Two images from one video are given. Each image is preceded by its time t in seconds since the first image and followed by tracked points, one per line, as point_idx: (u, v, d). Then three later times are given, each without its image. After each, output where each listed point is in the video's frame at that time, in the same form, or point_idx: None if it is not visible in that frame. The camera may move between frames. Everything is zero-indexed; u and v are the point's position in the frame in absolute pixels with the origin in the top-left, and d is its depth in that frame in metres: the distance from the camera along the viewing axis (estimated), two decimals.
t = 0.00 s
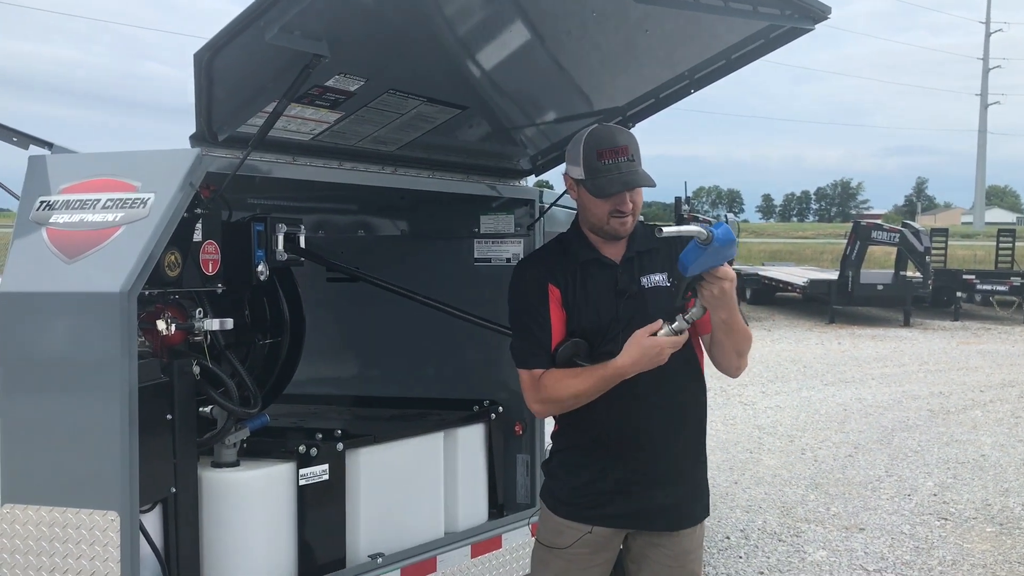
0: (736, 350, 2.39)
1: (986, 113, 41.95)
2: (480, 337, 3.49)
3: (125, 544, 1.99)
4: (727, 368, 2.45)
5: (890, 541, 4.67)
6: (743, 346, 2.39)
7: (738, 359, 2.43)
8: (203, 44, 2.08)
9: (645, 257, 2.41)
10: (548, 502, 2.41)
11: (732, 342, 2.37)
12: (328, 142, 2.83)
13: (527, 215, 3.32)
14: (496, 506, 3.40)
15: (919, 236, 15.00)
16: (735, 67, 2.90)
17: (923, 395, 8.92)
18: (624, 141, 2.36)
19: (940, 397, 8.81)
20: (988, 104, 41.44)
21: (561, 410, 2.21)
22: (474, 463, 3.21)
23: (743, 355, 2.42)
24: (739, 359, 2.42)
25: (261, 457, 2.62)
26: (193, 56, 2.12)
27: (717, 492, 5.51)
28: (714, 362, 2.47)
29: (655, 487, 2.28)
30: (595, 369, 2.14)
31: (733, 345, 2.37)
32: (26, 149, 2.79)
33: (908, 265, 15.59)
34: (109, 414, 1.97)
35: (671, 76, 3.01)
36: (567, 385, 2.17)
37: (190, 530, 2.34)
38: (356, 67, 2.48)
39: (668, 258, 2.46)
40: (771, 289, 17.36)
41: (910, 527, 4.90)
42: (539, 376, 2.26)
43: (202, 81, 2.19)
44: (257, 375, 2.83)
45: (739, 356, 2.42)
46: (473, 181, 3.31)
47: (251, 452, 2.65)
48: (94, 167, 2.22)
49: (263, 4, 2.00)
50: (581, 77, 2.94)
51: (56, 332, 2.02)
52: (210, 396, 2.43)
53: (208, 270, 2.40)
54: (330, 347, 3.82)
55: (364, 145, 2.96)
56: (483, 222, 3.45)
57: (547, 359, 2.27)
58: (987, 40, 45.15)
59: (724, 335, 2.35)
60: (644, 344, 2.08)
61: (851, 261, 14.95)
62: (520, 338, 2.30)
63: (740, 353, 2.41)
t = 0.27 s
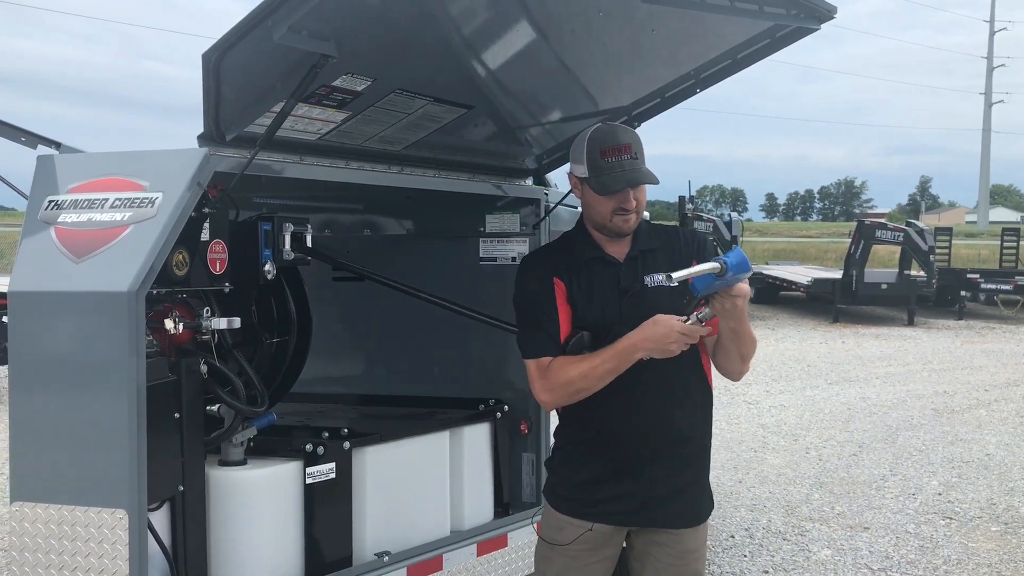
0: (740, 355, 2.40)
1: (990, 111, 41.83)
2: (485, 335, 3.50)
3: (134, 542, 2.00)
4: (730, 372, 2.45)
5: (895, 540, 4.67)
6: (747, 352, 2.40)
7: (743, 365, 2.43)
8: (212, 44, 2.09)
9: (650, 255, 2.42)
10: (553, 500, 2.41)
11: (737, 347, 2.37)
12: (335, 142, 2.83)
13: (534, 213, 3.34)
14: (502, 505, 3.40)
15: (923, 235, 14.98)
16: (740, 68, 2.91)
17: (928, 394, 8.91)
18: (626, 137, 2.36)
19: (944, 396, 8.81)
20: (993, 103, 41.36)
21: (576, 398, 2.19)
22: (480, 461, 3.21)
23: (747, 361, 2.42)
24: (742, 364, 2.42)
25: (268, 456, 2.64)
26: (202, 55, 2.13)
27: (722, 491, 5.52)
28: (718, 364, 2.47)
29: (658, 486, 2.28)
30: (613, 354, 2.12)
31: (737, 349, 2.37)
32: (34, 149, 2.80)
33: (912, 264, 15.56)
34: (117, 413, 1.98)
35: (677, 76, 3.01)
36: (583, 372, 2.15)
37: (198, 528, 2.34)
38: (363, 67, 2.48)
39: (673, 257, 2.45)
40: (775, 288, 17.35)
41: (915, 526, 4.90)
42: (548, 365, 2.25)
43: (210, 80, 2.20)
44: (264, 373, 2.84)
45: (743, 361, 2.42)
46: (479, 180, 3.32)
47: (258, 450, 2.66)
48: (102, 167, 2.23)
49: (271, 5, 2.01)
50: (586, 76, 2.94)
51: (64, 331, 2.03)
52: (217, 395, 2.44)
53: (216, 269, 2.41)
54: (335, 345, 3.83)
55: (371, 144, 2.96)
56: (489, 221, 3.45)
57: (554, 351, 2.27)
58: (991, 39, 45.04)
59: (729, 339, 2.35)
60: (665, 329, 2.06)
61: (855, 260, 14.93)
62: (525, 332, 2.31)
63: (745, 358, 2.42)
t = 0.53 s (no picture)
0: (745, 351, 2.38)
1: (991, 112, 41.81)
2: (488, 337, 3.50)
3: (137, 543, 2.00)
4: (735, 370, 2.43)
5: (897, 542, 4.66)
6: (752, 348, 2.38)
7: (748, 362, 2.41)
8: (216, 44, 2.08)
9: (652, 254, 2.39)
10: (554, 501, 2.41)
11: (741, 343, 2.35)
12: (338, 143, 2.83)
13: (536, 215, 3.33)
14: (505, 507, 3.40)
15: (925, 237, 14.98)
16: (742, 69, 2.92)
17: (930, 395, 8.90)
18: (623, 132, 2.37)
19: (947, 398, 8.80)
20: (995, 104, 41.34)
21: (569, 401, 2.19)
22: (482, 463, 3.21)
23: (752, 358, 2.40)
24: (747, 361, 2.40)
25: (270, 458, 2.63)
26: (206, 56, 2.11)
27: (725, 493, 5.51)
28: (723, 363, 2.45)
29: (660, 487, 2.26)
30: (603, 359, 2.11)
31: (741, 345, 2.36)
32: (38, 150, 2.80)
33: (914, 266, 15.55)
34: (121, 415, 1.98)
35: (680, 77, 3.01)
36: (576, 375, 2.15)
37: (200, 531, 2.34)
38: (366, 69, 2.48)
39: (676, 257, 2.43)
40: (777, 289, 17.34)
41: (918, 528, 4.90)
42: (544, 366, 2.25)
43: (213, 81, 2.19)
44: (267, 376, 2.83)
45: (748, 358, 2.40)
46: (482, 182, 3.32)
47: (260, 452, 2.66)
48: (106, 168, 2.23)
49: (277, 5, 2.01)
50: (589, 77, 2.94)
51: (68, 332, 2.03)
52: (220, 396, 2.44)
53: (219, 271, 2.41)
54: (337, 347, 3.83)
55: (374, 145, 2.96)
56: (492, 223, 3.45)
57: (552, 352, 2.27)
58: (992, 40, 45.03)
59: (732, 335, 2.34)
60: (657, 333, 2.05)
61: (857, 261, 14.92)
62: (524, 332, 2.32)
63: (749, 355, 2.40)
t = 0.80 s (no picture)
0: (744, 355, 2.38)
1: (989, 115, 41.88)
2: (488, 341, 3.50)
3: (139, 548, 2.00)
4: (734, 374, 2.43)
5: (897, 545, 4.66)
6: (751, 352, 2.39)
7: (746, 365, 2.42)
8: (219, 49, 2.07)
9: (651, 257, 2.39)
10: (554, 505, 2.40)
11: (740, 348, 2.36)
12: (339, 148, 2.83)
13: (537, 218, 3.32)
14: (505, 511, 3.40)
15: (923, 239, 15.00)
16: (742, 74, 2.93)
17: (929, 398, 8.90)
18: (621, 134, 2.37)
19: (946, 400, 8.80)
20: (992, 107, 41.41)
21: (569, 405, 2.20)
22: (483, 468, 3.21)
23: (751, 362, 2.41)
24: (746, 365, 2.41)
25: (270, 463, 2.63)
26: (208, 61, 2.11)
27: (724, 496, 5.51)
28: (722, 366, 2.45)
29: (661, 491, 2.27)
30: (603, 365, 2.11)
31: (740, 349, 2.36)
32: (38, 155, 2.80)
33: (913, 268, 15.57)
34: (121, 420, 1.98)
35: (681, 81, 3.02)
36: (577, 380, 2.15)
37: (201, 535, 2.33)
38: (367, 74, 2.48)
39: (677, 261, 2.43)
40: (776, 291, 17.35)
41: (918, 531, 4.90)
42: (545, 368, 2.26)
43: (215, 86, 2.18)
44: (269, 380, 2.83)
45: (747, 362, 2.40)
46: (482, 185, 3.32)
47: (261, 457, 2.66)
48: (107, 173, 2.23)
49: (280, 10, 2.01)
50: (589, 81, 2.94)
51: (69, 337, 2.02)
52: (220, 401, 2.44)
53: (220, 276, 2.41)
54: (338, 351, 3.82)
55: (375, 150, 2.96)
56: (492, 226, 3.46)
57: (552, 355, 2.28)
58: (990, 43, 45.11)
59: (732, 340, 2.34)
60: (658, 339, 2.05)
61: (855, 264, 14.93)
62: (525, 334, 2.32)
63: (748, 359, 2.40)
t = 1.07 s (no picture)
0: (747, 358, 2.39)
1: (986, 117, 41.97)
2: (485, 343, 3.50)
3: (135, 552, 1.99)
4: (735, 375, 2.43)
5: (895, 547, 4.67)
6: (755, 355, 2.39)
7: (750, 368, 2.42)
8: (213, 53, 2.08)
9: (644, 260, 2.38)
10: (552, 507, 2.40)
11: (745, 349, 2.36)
12: (335, 151, 2.82)
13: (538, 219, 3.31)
14: (503, 514, 3.39)
15: (920, 241, 15.02)
16: (737, 77, 2.93)
17: (926, 399, 8.92)
18: (611, 137, 2.37)
19: (943, 402, 8.81)
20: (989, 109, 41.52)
21: (564, 408, 2.21)
22: (480, 470, 3.20)
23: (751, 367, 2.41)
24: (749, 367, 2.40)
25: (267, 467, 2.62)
26: (204, 65, 2.11)
27: (722, 498, 5.51)
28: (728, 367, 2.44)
29: (660, 494, 2.27)
30: (598, 368, 2.12)
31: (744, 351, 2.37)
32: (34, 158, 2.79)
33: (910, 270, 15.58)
34: (117, 423, 1.98)
35: (677, 84, 3.02)
36: (571, 383, 2.16)
37: (198, 539, 2.33)
38: (363, 77, 2.48)
39: (674, 265, 2.42)
40: (773, 293, 17.36)
41: (915, 533, 4.90)
42: (541, 371, 2.27)
43: (211, 90, 2.18)
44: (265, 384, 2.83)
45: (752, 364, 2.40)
46: (479, 188, 3.32)
47: (258, 460, 2.66)
48: (102, 177, 2.22)
49: (275, 14, 2.01)
50: (586, 84, 2.95)
51: (65, 341, 2.02)
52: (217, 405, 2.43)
53: (216, 279, 2.41)
54: (335, 354, 3.82)
55: (371, 153, 2.96)
56: (489, 229, 3.46)
57: (549, 358, 2.28)
58: (986, 45, 45.21)
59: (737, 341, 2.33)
60: (653, 343, 2.06)
61: (852, 266, 14.94)
62: (521, 337, 2.32)
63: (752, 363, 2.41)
